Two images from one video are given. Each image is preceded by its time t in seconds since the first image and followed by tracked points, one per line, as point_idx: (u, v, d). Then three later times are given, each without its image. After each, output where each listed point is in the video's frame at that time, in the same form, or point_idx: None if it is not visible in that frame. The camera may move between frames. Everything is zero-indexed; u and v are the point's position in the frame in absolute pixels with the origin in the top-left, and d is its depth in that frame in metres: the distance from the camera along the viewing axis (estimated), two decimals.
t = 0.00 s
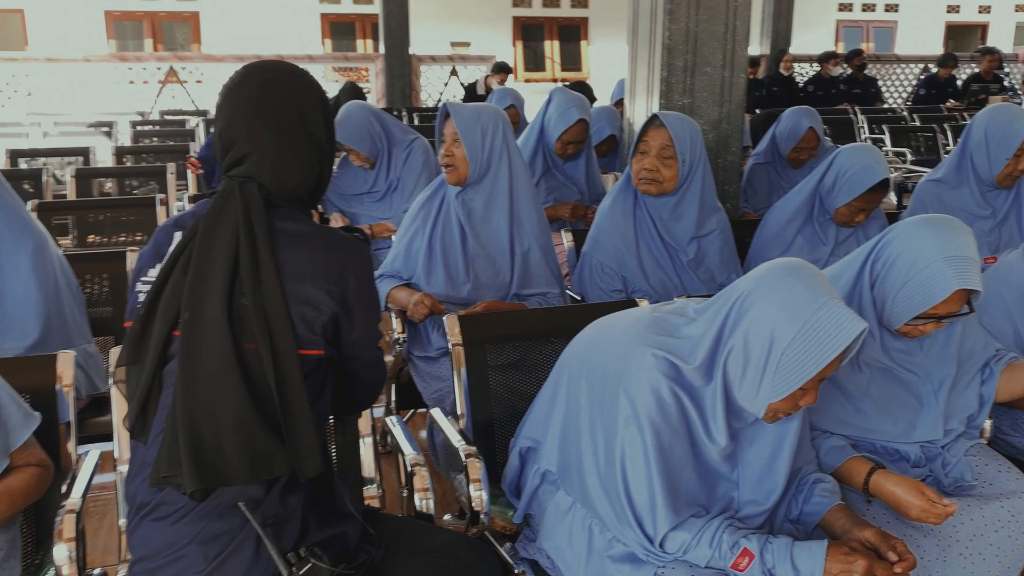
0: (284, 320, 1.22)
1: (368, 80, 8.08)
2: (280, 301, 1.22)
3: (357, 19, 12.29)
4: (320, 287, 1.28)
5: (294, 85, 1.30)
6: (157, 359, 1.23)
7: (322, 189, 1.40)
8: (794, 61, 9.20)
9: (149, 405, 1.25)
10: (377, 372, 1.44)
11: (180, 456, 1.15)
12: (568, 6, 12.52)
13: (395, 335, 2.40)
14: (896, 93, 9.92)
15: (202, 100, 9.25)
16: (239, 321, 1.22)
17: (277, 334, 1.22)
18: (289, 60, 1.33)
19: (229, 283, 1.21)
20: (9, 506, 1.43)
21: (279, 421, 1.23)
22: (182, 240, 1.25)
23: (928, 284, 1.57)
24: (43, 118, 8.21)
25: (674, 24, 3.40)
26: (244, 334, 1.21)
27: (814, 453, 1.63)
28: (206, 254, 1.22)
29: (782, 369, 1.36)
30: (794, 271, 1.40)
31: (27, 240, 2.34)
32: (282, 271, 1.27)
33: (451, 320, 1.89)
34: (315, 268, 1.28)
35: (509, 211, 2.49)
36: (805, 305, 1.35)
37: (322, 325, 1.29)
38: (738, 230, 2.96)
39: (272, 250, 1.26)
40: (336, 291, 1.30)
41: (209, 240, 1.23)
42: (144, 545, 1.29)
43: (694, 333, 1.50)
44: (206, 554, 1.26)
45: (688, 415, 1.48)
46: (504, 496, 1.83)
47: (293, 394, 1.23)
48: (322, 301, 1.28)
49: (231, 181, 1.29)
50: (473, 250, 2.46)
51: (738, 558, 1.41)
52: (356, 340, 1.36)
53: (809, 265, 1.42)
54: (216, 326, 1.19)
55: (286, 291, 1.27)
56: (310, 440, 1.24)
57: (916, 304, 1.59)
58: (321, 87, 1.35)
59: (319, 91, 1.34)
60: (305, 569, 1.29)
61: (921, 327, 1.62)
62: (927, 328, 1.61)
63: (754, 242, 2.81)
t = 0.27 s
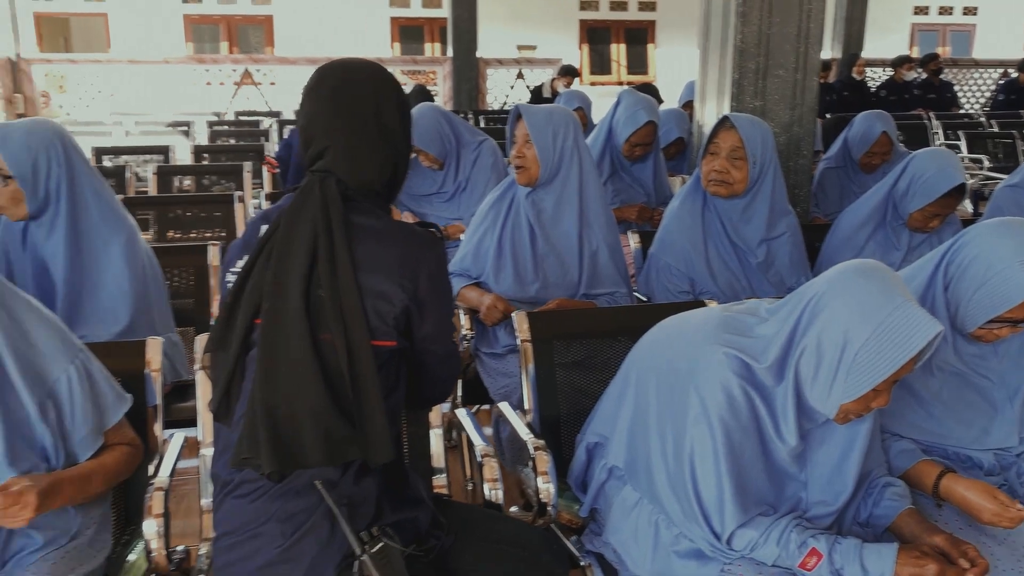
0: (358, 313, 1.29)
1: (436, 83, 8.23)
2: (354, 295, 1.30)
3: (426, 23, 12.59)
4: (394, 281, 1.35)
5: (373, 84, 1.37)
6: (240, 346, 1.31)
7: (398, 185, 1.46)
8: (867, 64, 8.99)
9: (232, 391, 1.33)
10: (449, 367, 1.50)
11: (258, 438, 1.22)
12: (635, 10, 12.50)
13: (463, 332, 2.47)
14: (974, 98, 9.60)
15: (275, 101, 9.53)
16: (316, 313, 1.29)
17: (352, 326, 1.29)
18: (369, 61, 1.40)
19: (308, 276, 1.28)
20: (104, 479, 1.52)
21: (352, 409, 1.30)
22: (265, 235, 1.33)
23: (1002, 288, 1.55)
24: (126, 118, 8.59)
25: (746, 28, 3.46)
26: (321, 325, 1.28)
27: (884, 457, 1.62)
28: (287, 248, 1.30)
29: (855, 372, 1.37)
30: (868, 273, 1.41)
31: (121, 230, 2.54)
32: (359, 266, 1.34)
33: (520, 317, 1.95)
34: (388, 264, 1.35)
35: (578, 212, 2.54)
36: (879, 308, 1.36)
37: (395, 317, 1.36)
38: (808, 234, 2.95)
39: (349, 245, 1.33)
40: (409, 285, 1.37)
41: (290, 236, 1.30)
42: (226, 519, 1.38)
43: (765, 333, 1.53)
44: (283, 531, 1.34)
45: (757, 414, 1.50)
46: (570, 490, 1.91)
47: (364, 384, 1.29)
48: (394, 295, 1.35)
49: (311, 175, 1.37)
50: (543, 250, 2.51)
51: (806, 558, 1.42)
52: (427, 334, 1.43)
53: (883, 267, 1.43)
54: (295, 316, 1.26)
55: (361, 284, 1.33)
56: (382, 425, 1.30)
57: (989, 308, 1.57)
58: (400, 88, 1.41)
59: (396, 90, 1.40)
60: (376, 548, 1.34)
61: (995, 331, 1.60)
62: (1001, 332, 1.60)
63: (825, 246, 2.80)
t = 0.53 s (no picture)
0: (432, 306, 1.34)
1: (504, 83, 8.33)
2: (429, 289, 1.34)
3: (496, 24, 12.74)
4: (468, 275, 1.40)
5: (442, 83, 1.41)
6: (322, 338, 1.38)
7: (476, 182, 1.47)
8: (947, 65, 8.72)
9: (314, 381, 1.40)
10: (524, 360, 1.54)
11: (339, 428, 1.29)
12: (705, 9, 12.36)
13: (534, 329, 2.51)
14: None
15: (347, 100, 9.75)
16: (393, 306, 1.34)
17: (426, 320, 1.34)
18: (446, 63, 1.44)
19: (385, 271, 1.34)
20: (194, 460, 1.62)
21: (427, 400, 1.35)
22: (347, 232, 1.40)
23: None
24: (204, 115, 8.90)
25: (825, 27, 3.44)
26: (397, 317, 1.33)
27: (964, 464, 1.61)
28: (366, 244, 1.36)
29: (940, 375, 1.36)
30: (953, 276, 1.39)
31: (206, 225, 2.66)
32: (433, 260, 1.38)
33: (593, 314, 1.99)
34: (463, 259, 1.40)
35: (651, 211, 2.55)
36: (964, 310, 1.34)
37: (469, 310, 1.41)
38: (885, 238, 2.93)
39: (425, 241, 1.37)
40: (482, 279, 1.41)
41: (369, 232, 1.36)
42: (310, 499, 1.43)
43: (844, 334, 1.52)
44: (362, 510, 1.37)
45: (835, 416, 1.49)
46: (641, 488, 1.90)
47: (439, 375, 1.34)
48: (467, 289, 1.40)
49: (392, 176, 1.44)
50: (615, 249, 2.53)
51: (881, 562, 1.41)
52: (501, 327, 1.47)
53: (968, 269, 1.41)
54: (373, 310, 1.31)
55: (436, 279, 1.38)
56: (456, 416, 1.35)
57: None
58: (475, 86, 1.44)
59: (471, 89, 1.43)
60: (453, 528, 1.38)
61: None
62: None
63: (903, 250, 2.76)
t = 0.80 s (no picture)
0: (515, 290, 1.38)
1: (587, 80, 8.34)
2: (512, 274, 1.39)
3: (579, 20, 12.73)
4: (551, 262, 1.42)
5: (538, 84, 1.44)
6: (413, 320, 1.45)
7: (576, 182, 1.48)
8: None
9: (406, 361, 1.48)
10: (614, 360, 1.48)
11: (420, 398, 1.36)
12: (794, 5, 12.06)
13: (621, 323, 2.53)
14: None
15: (430, 96, 9.91)
16: (478, 289, 1.39)
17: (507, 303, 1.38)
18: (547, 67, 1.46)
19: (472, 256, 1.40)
20: (297, 441, 1.68)
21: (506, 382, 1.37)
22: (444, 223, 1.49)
23: None
24: (295, 110, 9.24)
25: (926, 23, 3.39)
26: (481, 300, 1.38)
27: None
28: (459, 233, 1.44)
29: None
30: None
31: (304, 216, 2.78)
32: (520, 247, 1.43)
33: (683, 311, 2.00)
34: (550, 247, 1.42)
35: (743, 208, 2.54)
36: None
37: (552, 297, 1.42)
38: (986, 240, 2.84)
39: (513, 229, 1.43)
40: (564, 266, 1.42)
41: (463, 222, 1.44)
42: (401, 469, 1.48)
43: (947, 334, 1.49)
44: (451, 475, 1.42)
45: (938, 418, 1.47)
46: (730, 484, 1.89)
47: (517, 358, 1.37)
48: (549, 275, 1.41)
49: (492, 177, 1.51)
50: (704, 245, 2.53)
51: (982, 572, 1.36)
52: (587, 320, 1.44)
53: None
54: (457, 290, 1.37)
55: (521, 265, 1.42)
56: (535, 402, 1.35)
57: None
58: (572, 87, 1.45)
59: (567, 91, 1.44)
60: (538, 494, 1.41)
61: None
62: None
63: (1006, 252, 2.67)
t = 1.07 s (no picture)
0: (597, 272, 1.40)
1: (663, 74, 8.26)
2: (596, 257, 1.41)
3: (654, 12, 12.58)
4: (635, 248, 1.43)
5: (637, 84, 1.45)
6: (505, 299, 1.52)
7: (673, 181, 1.49)
8: None
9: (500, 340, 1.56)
10: (698, 353, 1.47)
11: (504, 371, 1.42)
12: None
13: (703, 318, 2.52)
14: None
15: (504, 90, 9.97)
16: (564, 270, 1.42)
17: (590, 284, 1.40)
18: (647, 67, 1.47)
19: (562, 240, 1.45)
20: (385, 425, 1.74)
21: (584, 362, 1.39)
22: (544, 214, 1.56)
23: None
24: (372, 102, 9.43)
25: None
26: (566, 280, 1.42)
27: None
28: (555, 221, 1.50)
29: None
30: None
31: (389, 206, 2.86)
32: (608, 233, 1.45)
33: (772, 306, 1.99)
34: (637, 234, 1.44)
35: (832, 203, 2.50)
36: None
37: (635, 282, 1.43)
38: None
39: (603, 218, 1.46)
40: (647, 253, 1.42)
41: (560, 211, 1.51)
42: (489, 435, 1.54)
43: None
44: (530, 433, 1.45)
45: None
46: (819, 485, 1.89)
47: (595, 339, 1.38)
48: (633, 260, 1.42)
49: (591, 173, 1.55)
50: (791, 240, 2.50)
51: None
52: (671, 309, 1.43)
53: None
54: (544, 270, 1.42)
55: (606, 249, 1.44)
56: (611, 383, 1.37)
57: None
58: (670, 85, 1.45)
59: (666, 90, 1.45)
60: (611, 456, 1.38)
61: None
62: None
63: None
